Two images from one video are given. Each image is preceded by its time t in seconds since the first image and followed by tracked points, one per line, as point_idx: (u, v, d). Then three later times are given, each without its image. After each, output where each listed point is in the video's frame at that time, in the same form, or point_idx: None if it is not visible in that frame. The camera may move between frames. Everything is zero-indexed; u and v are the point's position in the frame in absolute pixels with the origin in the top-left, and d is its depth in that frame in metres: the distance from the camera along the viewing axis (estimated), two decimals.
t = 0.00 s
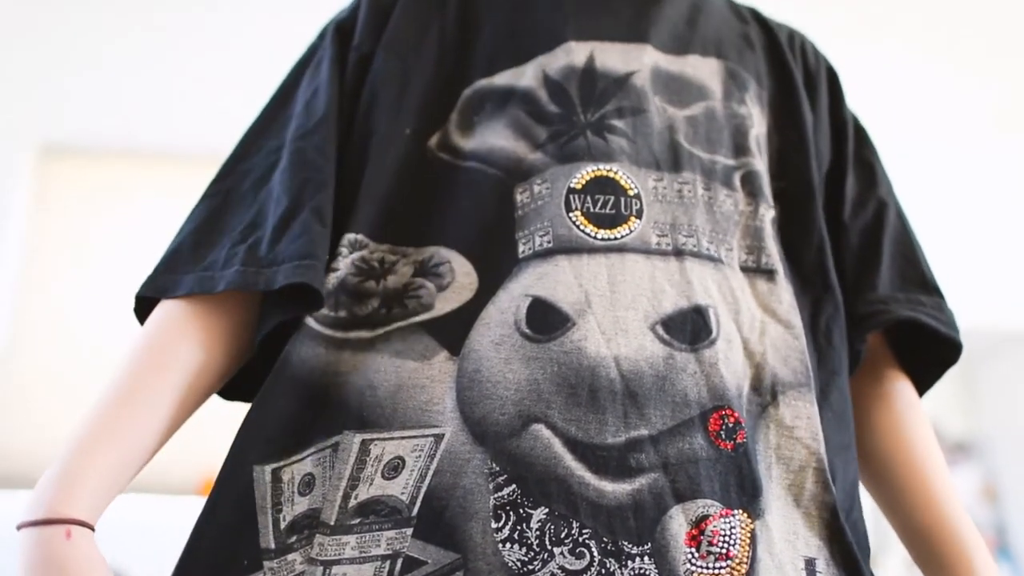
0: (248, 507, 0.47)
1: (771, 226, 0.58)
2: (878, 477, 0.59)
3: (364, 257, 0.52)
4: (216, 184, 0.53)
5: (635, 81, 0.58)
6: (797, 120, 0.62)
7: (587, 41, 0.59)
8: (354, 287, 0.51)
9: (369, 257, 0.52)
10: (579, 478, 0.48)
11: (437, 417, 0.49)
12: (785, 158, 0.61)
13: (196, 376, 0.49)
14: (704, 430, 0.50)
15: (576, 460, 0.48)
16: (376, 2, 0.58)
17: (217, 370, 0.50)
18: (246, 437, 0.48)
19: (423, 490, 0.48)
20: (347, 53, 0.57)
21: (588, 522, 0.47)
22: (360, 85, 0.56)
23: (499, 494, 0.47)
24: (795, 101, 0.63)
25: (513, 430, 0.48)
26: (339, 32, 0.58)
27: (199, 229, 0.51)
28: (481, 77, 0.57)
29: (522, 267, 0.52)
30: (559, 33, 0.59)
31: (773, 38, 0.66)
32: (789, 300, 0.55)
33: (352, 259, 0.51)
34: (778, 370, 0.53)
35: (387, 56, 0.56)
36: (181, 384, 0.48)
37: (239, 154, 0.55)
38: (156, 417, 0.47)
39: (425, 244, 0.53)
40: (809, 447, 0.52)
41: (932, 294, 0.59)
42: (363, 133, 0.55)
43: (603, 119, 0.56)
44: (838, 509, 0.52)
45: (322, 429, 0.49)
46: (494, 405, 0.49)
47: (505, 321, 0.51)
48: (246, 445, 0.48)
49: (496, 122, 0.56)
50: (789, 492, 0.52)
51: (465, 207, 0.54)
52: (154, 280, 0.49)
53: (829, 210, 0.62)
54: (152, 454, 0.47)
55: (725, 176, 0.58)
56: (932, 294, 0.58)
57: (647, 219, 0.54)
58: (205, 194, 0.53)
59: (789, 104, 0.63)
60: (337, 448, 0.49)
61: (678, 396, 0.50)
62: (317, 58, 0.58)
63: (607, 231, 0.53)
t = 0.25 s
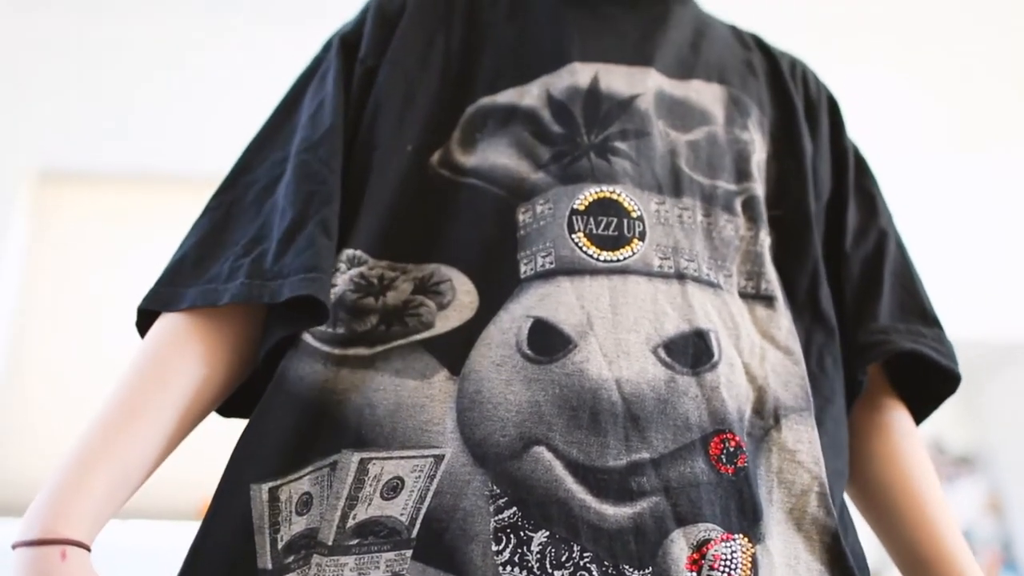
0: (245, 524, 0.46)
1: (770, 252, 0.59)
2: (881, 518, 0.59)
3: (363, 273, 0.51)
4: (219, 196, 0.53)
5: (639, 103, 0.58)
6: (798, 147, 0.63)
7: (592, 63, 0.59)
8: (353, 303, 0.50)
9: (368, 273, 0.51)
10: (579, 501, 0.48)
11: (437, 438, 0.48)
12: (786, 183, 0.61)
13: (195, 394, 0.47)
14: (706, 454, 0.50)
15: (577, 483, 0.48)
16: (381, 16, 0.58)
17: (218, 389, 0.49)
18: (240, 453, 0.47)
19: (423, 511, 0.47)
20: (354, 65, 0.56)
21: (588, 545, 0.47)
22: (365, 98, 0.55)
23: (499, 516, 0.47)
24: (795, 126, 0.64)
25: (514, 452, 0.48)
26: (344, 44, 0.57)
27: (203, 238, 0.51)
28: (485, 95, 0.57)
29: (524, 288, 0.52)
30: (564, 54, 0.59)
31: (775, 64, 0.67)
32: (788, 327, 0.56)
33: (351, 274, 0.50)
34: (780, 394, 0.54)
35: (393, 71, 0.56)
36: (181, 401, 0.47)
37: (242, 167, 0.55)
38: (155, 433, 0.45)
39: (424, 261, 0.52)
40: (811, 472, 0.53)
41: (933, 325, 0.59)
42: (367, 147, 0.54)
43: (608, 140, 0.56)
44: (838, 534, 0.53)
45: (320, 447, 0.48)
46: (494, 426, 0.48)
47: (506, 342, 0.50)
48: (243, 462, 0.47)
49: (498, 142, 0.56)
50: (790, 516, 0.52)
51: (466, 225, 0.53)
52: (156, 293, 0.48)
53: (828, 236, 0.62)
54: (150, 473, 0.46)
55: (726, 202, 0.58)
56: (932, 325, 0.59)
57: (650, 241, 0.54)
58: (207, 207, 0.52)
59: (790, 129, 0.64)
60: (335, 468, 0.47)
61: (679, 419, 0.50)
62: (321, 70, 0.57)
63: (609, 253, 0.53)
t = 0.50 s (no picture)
0: (247, 549, 0.44)
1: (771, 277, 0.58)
2: (892, 557, 0.58)
3: (368, 295, 0.50)
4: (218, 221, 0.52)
5: (641, 126, 0.58)
6: (799, 170, 0.62)
7: (595, 83, 0.59)
8: (357, 325, 0.50)
9: (372, 296, 0.50)
10: (581, 527, 0.47)
11: (440, 464, 0.47)
12: (788, 205, 0.61)
13: (183, 399, 0.47)
14: (708, 481, 0.50)
15: (578, 508, 0.48)
16: (380, 37, 0.58)
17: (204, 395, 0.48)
18: (243, 480, 0.46)
19: (424, 537, 0.46)
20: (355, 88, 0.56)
21: (590, 572, 0.46)
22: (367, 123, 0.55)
23: (500, 542, 0.46)
24: (796, 148, 0.64)
25: (515, 477, 0.48)
26: (342, 65, 0.57)
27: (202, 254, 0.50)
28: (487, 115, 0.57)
29: (527, 312, 0.52)
30: (567, 74, 0.59)
31: (777, 86, 0.67)
32: (789, 352, 0.56)
33: (356, 298, 0.50)
34: (782, 420, 0.54)
35: (392, 94, 0.55)
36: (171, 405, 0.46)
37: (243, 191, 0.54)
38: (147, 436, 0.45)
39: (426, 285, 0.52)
40: (814, 500, 0.53)
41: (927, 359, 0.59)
42: (371, 171, 0.53)
43: (610, 163, 0.56)
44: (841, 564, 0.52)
45: (322, 470, 0.47)
46: (496, 451, 0.48)
47: (509, 367, 0.50)
48: (250, 485, 0.45)
49: (502, 164, 0.56)
50: (791, 544, 0.52)
51: (469, 249, 0.53)
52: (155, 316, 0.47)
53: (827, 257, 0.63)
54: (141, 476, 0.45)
55: (728, 226, 0.58)
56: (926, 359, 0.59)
57: (652, 265, 0.54)
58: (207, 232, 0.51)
59: (791, 151, 0.64)
60: (336, 492, 0.46)
61: (681, 445, 0.50)
62: (319, 91, 0.57)
63: (611, 276, 0.53)
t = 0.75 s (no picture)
0: None
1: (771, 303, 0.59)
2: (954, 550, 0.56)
3: (369, 325, 0.51)
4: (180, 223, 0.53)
5: (643, 150, 0.59)
6: (799, 194, 0.63)
7: (597, 108, 0.59)
8: (359, 355, 0.51)
9: (375, 326, 0.51)
10: (585, 552, 0.47)
11: (448, 494, 0.49)
12: (789, 228, 0.62)
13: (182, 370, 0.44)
14: (710, 507, 0.50)
15: (583, 534, 0.48)
16: (375, 63, 0.59)
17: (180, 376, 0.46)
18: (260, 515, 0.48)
19: (434, 568, 0.47)
20: (334, 109, 0.57)
21: None
22: (353, 147, 0.56)
23: (507, 570, 0.47)
24: (795, 172, 0.64)
25: (519, 504, 0.48)
26: (323, 87, 0.58)
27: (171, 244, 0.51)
28: (489, 139, 0.58)
29: (530, 339, 0.52)
30: (569, 99, 0.59)
31: (778, 109, 0.67)
32: (788, 378, 0.57)
33: (357, 329, 0.51)
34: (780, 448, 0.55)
35: (384, 120, 0.56)
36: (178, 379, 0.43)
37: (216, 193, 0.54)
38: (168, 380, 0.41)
39: (434, 312, 0.53)
40: (813, 527, 0.53)
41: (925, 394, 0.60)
42: (363, 197, 0.54)
43: (612, 188, 0.57)
44: None
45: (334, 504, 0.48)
46: (502, 479, 0.49)
47: (513, 394, 0.51)
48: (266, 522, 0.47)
49: (505, 190, 0.56)
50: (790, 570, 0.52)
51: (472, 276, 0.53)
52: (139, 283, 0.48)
53: (826, 280, 0.63)
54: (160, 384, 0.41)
55: (728, 251, 0.58)
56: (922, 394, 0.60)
57: (655, 289, 0.54)
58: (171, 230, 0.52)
59: (792, 175, 0.64)
60: (350, 525, 0.48)
61: (684, 471, 0.51)
62: (295, 109, 0.57)
63: (613, 302, 0.54)
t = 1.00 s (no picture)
0: None
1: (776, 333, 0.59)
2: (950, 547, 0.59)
3: (373, 352, 0.52)
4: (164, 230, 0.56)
5: (645, 175, 0.59)
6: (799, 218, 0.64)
7: (598, 133, 0.60)
8: (361, 382, 0.51)
9: (377, 353, 0.52)
10: None
11: (453, 520, 0.48)
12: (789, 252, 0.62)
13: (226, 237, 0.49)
14: (715, 533, 0.50)
15: (588, 561, 0.48)
16: (374, 89, 0.59)
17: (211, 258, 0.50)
18: (269, 550, 0.48)
19: None
20: (327, 132, 0.58)
21: None
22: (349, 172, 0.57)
23: None
24: (796, 198, 0.65)
25: (523, 531, 0.48)
26: (314, 110, 0.59)
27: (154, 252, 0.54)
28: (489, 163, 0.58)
29: (535, 364, 0.52)
30: (570, 124, 0.59)
31: (778, 136, 0.68)
32: (791, 406, 0.57)
33: (358, 357, 0.51)
34: (782, 475, 0.55)
35: (384, 144, 0.56)
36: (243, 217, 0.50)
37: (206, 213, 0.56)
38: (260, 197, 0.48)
39: (436, 337, 0.53)
40: (818, 555, 0.53)
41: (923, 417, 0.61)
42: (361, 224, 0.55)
43: (614, 214, 0.57)
44: None
45: (337, 533, 0.48)
46: (505, 506, 0.48)
47: (517, 421, 0.50)
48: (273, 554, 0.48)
49: (507, 215, 0.56)
50: None
51: (475, 301, 0.54)
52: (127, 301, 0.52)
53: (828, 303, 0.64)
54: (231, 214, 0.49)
55: (729, 277, 0.58)
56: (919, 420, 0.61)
57: (658, 314, 0.55)
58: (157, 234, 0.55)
59: (792, 200, 0.65)
60: (354, 553, 0.47)
61: (688, 498, 0.50)
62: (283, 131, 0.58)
63: (617, 327, 0.54)
